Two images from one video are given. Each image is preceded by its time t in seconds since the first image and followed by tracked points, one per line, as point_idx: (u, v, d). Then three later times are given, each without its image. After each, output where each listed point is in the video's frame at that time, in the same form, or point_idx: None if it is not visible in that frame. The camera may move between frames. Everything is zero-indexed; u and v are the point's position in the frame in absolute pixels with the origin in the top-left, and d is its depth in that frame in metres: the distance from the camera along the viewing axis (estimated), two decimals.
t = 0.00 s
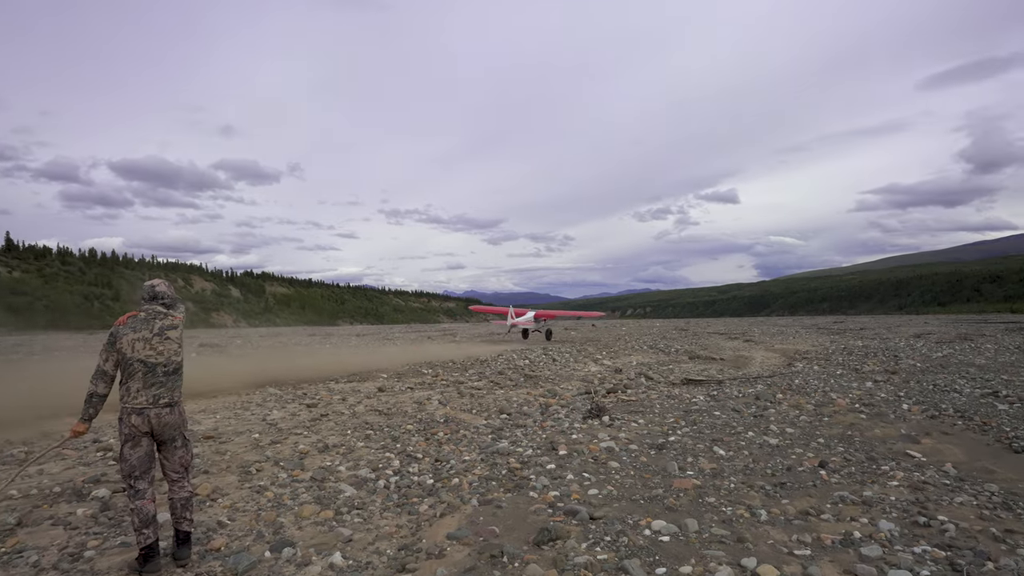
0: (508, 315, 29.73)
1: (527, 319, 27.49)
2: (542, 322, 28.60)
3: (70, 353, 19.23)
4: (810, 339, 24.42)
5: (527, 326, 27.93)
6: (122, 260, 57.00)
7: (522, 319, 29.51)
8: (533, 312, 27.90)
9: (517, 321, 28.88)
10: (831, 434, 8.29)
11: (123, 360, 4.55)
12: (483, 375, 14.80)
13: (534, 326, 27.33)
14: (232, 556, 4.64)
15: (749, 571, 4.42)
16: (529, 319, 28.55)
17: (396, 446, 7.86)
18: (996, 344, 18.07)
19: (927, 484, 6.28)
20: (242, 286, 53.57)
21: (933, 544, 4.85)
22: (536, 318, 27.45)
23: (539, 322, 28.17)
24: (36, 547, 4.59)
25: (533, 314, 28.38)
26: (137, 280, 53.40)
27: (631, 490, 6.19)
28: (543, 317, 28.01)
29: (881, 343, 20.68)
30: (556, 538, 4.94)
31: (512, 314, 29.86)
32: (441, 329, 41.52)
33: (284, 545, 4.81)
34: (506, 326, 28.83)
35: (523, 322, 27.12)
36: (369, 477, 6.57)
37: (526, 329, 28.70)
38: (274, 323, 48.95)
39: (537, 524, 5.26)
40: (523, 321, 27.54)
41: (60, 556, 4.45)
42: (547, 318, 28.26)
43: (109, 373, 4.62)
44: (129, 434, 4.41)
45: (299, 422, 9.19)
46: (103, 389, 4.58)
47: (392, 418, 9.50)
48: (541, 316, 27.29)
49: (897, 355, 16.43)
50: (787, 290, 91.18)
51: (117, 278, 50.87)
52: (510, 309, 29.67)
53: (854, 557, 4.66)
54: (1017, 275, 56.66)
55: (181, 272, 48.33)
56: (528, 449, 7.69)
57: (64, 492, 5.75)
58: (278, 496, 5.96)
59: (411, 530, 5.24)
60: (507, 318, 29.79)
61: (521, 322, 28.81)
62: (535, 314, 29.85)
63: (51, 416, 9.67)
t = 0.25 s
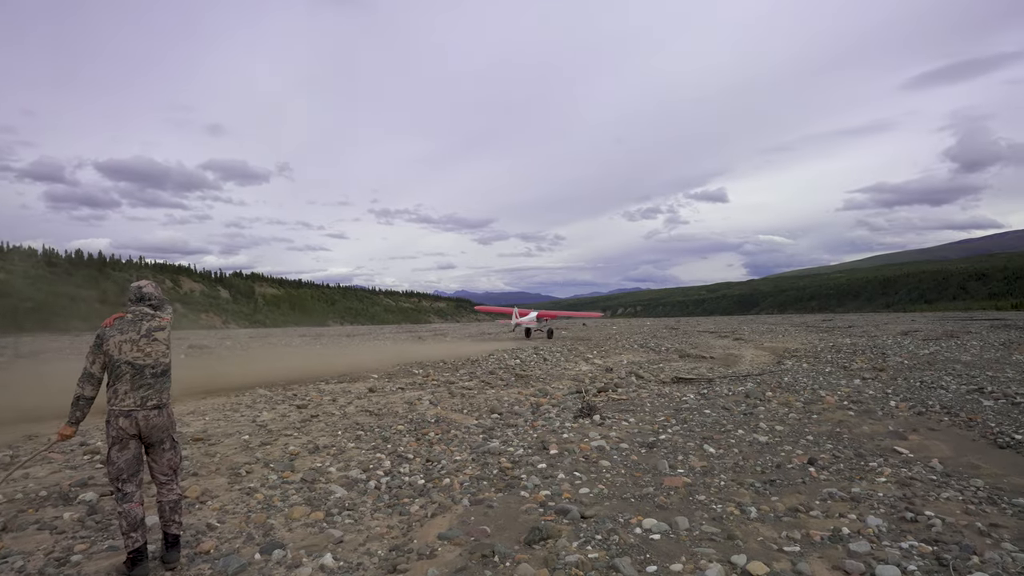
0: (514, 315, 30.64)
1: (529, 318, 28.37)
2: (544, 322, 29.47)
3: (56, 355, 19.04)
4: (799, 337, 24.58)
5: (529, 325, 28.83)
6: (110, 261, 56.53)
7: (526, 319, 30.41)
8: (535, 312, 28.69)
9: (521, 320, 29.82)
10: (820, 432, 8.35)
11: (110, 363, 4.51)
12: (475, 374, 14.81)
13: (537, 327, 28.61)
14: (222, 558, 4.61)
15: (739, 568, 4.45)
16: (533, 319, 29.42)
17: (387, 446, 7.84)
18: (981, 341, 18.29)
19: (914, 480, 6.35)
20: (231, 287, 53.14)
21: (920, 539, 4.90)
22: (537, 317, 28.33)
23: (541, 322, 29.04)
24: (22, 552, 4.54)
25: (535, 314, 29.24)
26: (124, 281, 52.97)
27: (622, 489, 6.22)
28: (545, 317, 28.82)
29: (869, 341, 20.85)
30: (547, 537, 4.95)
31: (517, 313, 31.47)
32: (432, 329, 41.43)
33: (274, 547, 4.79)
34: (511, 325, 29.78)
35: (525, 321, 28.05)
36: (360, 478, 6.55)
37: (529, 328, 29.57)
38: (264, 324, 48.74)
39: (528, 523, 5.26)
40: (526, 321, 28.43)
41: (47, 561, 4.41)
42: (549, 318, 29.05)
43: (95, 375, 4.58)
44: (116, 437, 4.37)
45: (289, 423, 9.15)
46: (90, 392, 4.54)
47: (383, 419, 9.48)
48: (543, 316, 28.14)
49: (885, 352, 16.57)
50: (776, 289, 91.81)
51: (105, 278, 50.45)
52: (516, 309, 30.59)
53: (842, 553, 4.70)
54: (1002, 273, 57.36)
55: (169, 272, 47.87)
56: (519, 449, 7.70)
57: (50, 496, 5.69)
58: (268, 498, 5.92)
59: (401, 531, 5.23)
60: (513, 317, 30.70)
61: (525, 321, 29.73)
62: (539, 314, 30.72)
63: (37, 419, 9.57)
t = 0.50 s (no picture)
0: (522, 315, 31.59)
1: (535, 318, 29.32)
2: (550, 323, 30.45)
3: (48, 355, 18.91)
4: (792, 337, 24.68)
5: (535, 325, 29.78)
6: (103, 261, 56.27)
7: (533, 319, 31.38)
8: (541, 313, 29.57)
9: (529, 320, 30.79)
10: (814, 432, 8.39)
11: (104, 363, 4.49)
12: (470, 375, 14.82)
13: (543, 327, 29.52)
14: (215, 559, 4.59)
15: (733, 568, 4.46)
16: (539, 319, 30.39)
17: (382, 446, 7.83)
18: (972, 341, 18.41)
19: (906, 479, 6.39)
20: (225, 287, 52.92)
21: (913, 538, 4.93)
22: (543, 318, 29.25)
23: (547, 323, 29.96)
24: (13, 553, 4.51)
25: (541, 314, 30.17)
26: (117, 280, 52.73)
27: (617, 489, 6.23)
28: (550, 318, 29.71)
29: (862, 341, 20.94)
30: (542, 537, 4.95)
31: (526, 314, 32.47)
32: (427, 329, 41.38)
33: (269, 548, 4.78)
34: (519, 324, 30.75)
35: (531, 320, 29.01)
36: (355, 478, 6.54)
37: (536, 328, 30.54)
38: (259, 325, 48.63)
39: (523, 523, 5.27)
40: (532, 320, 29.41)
41: (38, 562, 4.39)
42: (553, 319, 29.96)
43: (89, 376, 4.56)
44: (110, 438, 4.34)
45: (284, 423, 9.12)
46: (83, 392, 4.53)
47: (378, 419, 9.46)
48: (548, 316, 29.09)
49: (878, 353, 16.66)
50: (771, 289, 92.20)
51: (98, 278, 50.22)
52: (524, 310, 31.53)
53: (836, 552, 4.72)
54: (994, 273, 57.78)
55: (163, 272, 47.63)
56: (514, 449, 7.70)
57: (42, 497, 5.65)
58: (262, 498, 5.91)
59: (396, 532, 5.22)
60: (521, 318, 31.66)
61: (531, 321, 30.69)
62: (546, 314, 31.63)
63: (29, 420, 9.51)
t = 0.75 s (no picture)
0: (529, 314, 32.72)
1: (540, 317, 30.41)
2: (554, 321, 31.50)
3: (39, 356, 18.79)
4: (785, 335, 24.80)
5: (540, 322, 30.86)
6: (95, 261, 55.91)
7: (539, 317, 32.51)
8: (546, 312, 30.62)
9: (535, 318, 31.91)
10: (806, 429, 8.44)
11: (96, 364, 4.47)
12: (464, 374, 14.82)
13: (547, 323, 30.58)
14: (209, 560, 4.58)
15: (727, 565, 4.49)
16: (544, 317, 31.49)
17: (376, 446, 7.82)
18: (963, 339, 18.55)
19: (898, 476, 6.43)
20: (218, 287, 52.65)
21: (904, 534, 4.97)
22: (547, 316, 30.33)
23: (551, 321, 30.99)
24: (4, 556, 4.48)
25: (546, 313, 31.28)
26: (109, 280, 52.41)
27: (611, 487, 6.24)
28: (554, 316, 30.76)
29: (854, 339, 21.06)
30: (536, 536, 4.96)
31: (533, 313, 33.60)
32: (421, 328, 41.30)
33: (262, 548, 4.77)
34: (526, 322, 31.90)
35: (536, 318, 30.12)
36: (349, 478, 6.53)
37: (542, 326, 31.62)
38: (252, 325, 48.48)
39: (517, 522, 5.27)
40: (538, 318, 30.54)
41: (30, 564, 4.36)
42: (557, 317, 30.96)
43: (80, 377, 4.54)
44: (102, 439, 4.32)
45: (277, 424, 9.09)
46: (74, 393, 4.50)
47: (371, 419, 9.45)
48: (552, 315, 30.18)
49: (870, 350, 16.77)
50: (764, 287, 92.63)
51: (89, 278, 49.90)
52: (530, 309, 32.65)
53: (828, 549, 4.75)
54: (984, 271, 58.26)
55: (155, 272, 47.34)
56: (508, 448, 7.71)
57: (33, 499, 5.61)
58: (256, 498, 5.89)
59: (390, 531, 5.21)
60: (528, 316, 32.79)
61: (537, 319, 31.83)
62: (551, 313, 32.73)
63: (19, 422, 9.44)
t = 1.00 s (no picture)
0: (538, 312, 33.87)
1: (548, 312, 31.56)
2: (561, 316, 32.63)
3: (34, 355, 18.70)
4: (781, 334, 24.84)
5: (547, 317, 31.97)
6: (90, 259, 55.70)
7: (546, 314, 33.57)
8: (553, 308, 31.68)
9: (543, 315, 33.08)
10: (803, 427, 8.46)
11: (91, 363, 4.45)
12: (460, 372, 14.81)
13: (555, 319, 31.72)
14: (206, 559, 4.57)
15: (723, 562, 4.50)
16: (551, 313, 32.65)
17: (373, 444, 7.82)
18: (958, 337, 18.63)
19: (893, 473, 6.46)
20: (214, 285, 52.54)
21: (899, 531, 4.99)
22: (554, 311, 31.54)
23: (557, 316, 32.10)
24: None
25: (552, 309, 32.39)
26: (104, 278, 52.26)
27: (607, 485, 6.26)
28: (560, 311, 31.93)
29: (850, 337, 21.13)
30: (533, 534, 4.96)
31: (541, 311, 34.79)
32: (418, 327, 41.11)
33: (259, 547, 4.76)
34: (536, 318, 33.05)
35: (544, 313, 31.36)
36: (346, 476, 6.52)
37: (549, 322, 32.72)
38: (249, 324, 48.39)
39: (514, 520, 5.28)
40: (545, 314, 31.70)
41: (26, 564, 4.35)
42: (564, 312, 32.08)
43: (75, 376, 4.52)
44: (97, 438, 4.31)
45: (273, 422, 9.07)
46: (69, 391, 4.48)
47: (368, 417, 9.44)
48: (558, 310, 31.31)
49: (866, 348, 16.83)
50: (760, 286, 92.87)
51: (85, 276, 49.75)
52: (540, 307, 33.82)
53: (824, 546, 4.77)
54: (979, 270, 58.52)
55: (151, 270, 47.16)
56: (505, 446, 7.71)
57: (28, 498, 5.59)
58: (252, 497, 5.88)
59: (387, 529, 5.21)
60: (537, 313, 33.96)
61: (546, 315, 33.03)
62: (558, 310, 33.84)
63: (14, 421, 9.40)
